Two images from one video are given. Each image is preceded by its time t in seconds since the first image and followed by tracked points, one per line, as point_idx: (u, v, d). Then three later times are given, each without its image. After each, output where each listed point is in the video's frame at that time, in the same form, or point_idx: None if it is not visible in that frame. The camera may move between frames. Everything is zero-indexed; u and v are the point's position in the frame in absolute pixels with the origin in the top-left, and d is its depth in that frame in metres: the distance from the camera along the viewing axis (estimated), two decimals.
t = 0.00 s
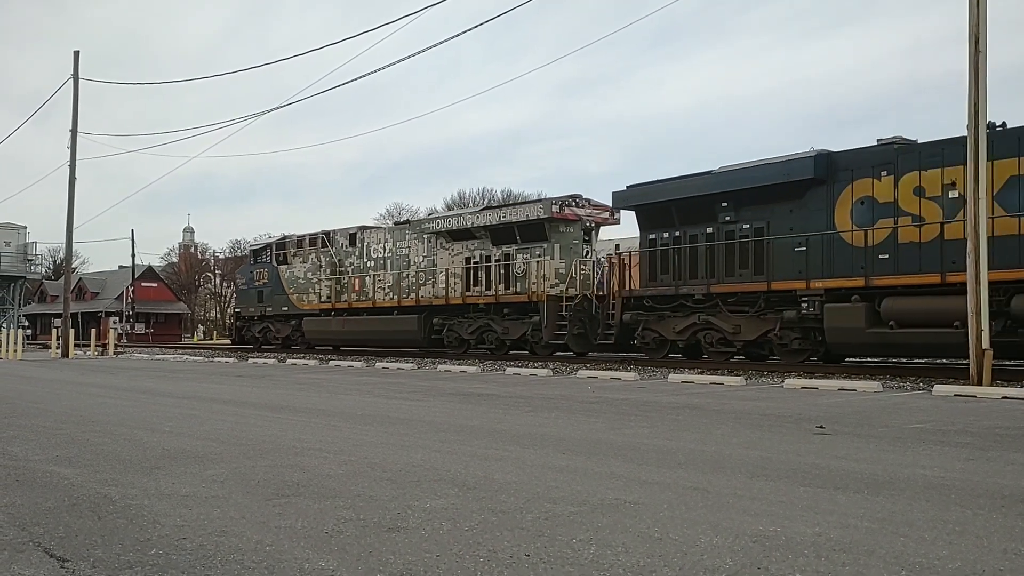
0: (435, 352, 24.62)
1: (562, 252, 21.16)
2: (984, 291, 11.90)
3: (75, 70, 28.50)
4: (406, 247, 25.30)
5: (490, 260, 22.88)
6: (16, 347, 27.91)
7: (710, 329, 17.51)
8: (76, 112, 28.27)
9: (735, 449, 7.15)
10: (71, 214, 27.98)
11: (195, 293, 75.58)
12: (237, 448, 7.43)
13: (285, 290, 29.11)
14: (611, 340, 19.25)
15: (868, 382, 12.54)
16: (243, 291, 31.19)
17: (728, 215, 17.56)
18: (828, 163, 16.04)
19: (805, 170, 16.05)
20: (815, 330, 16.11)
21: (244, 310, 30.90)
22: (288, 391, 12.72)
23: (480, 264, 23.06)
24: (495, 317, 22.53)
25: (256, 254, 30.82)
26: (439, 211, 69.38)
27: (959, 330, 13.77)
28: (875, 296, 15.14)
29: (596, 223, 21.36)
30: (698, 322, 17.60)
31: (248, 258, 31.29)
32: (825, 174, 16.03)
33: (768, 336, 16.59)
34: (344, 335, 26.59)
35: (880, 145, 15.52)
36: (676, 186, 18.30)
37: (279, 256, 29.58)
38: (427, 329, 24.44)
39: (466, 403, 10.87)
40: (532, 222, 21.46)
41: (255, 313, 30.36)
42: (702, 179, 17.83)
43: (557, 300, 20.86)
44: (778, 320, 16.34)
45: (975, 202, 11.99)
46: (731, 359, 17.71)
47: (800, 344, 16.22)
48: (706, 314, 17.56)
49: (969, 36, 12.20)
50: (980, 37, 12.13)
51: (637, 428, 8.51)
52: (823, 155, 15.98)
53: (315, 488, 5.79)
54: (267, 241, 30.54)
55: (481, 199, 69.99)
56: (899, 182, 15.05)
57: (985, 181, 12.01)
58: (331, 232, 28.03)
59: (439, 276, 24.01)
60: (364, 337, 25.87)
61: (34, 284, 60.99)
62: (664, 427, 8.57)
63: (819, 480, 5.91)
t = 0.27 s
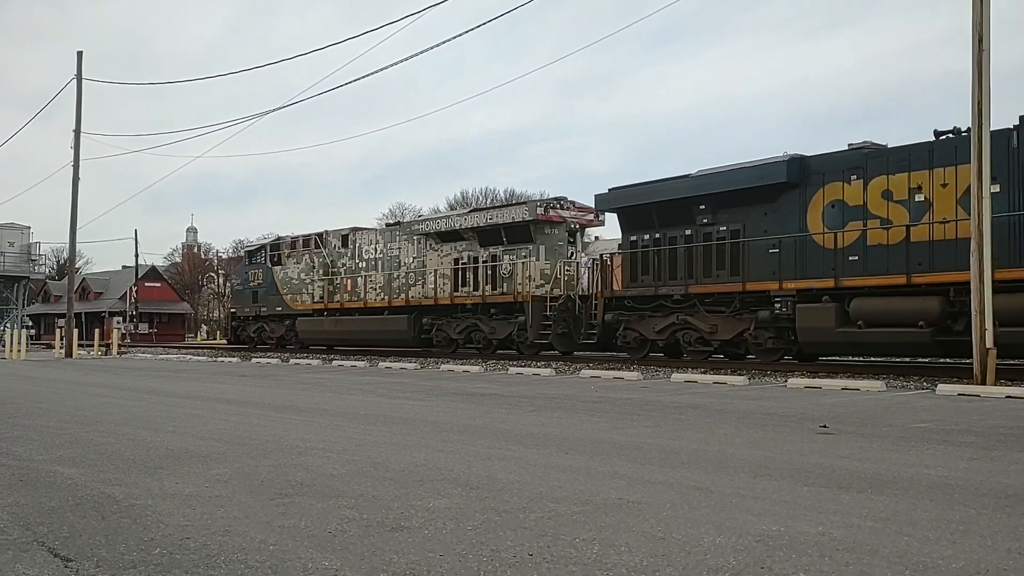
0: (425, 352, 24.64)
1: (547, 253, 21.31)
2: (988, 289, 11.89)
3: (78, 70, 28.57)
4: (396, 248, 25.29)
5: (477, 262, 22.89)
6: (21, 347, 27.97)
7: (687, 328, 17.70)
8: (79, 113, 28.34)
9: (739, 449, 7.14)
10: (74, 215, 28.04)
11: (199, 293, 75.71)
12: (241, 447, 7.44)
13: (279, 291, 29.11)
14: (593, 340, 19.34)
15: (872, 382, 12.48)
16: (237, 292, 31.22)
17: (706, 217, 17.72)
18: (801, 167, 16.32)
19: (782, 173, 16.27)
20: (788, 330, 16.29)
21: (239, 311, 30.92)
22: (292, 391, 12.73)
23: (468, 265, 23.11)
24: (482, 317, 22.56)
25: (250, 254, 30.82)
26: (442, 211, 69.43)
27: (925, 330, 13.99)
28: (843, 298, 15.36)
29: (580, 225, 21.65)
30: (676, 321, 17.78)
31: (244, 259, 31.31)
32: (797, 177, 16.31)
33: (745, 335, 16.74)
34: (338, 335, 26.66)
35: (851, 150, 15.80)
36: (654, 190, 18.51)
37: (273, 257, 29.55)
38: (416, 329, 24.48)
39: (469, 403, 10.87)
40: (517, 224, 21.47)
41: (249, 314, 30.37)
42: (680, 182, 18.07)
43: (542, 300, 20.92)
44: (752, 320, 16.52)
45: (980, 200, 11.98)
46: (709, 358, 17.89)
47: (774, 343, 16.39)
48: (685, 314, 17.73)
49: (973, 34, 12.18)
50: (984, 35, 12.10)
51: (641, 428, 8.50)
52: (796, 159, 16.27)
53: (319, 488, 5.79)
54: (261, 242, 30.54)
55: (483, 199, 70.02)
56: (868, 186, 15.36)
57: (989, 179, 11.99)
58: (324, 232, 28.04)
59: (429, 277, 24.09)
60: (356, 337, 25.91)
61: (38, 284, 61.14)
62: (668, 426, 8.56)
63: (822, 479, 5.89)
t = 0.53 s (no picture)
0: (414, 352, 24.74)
1: (532, 254, 21.41)
2: (991, 288, 11.88)
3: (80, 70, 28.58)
4: (386, 249, 25.44)
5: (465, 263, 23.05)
6: (23, 347, 27.99)
7: (665, 329, 17.91)
8: (82, 113, 28.36)
9: (741, 448, 7.14)
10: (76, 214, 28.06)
11: (201, 293, 75.78)
12: (244, 447, 7.44)
13: (272, 291, 29.15)
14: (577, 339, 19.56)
15: (875, 382, 12.43)
16: (232, 293, 31.27)
17: (684, 220, 17.96)
18: (775, 171, 16.61)
19: (756, 176, 16.56)
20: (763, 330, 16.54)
21: (234, 311, 30.99)
22: (294, 391, 12.73)
23: (456, 266, 23.23)
24: (469, 317, 22.65)
25: (245, 255, 30.90)
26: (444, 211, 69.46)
27: (890, 330, 14.31)
28: (813, 299, 15.62)
29: (565, 227, 21.74)
30: (655, 321, 17.97)
31: (238, 260, 31.35)
32: (772, 180, 16.61)
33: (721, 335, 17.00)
34: (330, 335, 26.70)
35: (823, 154, 16.12)
36: (633, 193, 18.73)
37: (266, 258, 29.62)
38: (405, 329, 24.57)
39: (472, 403, 10.85)
40: (504, 226, 21.71)
41: (244, 314, 30.43)
42: (659, 185, 18.33)
43: (527, 300, 20.96)
44: (727, 320, 16.76)
45: (982, 200, 11.97)
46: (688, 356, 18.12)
47: (748, 343, 16.62)
48: (663, 314, 17.94)
49: (976, 33, 12.17)
50: (987, 34, 12.09)
51: (643, 428, 8.50)
52: (770, 163, 16.57)
53: (321, 488, 5.79)
54: (255, 243, 30.63)
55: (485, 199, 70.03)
56: (839, 190, 15.66)
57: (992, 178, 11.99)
58: (317, 233, 28.15)
59: (418, 278, 24.14)
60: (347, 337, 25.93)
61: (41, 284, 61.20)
62: (670, 426, 8.55)
63: (824, 479, 5.89)
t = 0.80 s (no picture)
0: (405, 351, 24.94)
1: (519, 255, 21.49)
2: (996, 288, 11.85)
3: (85, 70, 28.64)
4: (379, 250, 25.79)
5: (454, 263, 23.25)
6: (28, 346, 28.08)
7: (646, 328, 18.23)
8: (86, 113, 28.42)
9: (745, 448, 7.13)
10: (81, 214, 28.13)
11: (205, 292, 75.94)
12: (248, 446, 7.46)
13: (268, 291, 29.46)
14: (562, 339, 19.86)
15: (879, 382, 12.37)
16: (228, 292, 31.60)
17: (665, 222, 18.29)
18: (752, 175, 16.86)
19: (733, 180, 16.82)
20: (739, 330, 16.90)
21: (230, 311, 31.33)
22: (298, 390, 12.76)
23: (446, 266, 23.49)
24: (458, 316, 22.86)
25: (242, 256, 31.27)
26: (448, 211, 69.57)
27: (860, 331, 14.63)
28: (787, 299, 15.93)
29: (552, 228, 21.86)
30: (637, 321, 18.30)
31: (235, 260, 31.69)
32: (748, 184, 16.84)
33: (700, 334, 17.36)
34: (323, 334, 26.90)
35: (798, 158, 16.36)
36: (616, 196, 19.12)
37: (263, 258, 30.02)
38: (395, 328, 24.76)
39: (475, 403, 10.85)
40: (491, 228, 21.87)
41: (240, 314, 30.76)
42: (640, 188, 18.62)
43: (514, 300, 21.12)
44: (705, 320, 17.11)
45: (987, 199, 11.94)
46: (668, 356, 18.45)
47: (726, 342, 16.97)
48: (644, 314, 18.25)
49: (980, 32, 12.14)
50: (991, 33, 12.06)
51: (647, 427, 8.50)
52: (747, 167, 16.79)
53: (326, 487, 5.80)
54: (252, 244, 31.04)
55: (487, 199, 70.07)
56: (812, 193, 15.92)
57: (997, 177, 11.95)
58: (313, 235, 28.55)
59: (409, 279, 24.42)
60: (339, 336, 26.16)
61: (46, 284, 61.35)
62: (674, 426, 8.55)
63: (828, 479, 5.88)
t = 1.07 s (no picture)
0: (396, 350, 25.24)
1: (506, 256, 21.88)
2: (999, 287, 11.84)
3: (88, 70, 28.64)
4: (370, 251, 26.05)
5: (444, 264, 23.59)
6: (31, 346, 28.13)
7: (628, 328, 18.57)
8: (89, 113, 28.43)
9: (748, 447, 7.13)
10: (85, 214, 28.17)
11: (208, 292, 75.99)
12: (251, 446, 7.46)
13: (262, 292, 29.65)
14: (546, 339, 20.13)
15: (882, 381, 12.33)
16: (223, 294, 31.75)
17: (646, 224, 18.65)
18: (729, 179, 17.31)
19: (710, 183, 17.25)
20: (717, 329, 17.26)
21: (225, 311, 31.47)
22: (301, 390, 12.75)
23: (435, 267, 23.78)
24: (446, 316, 23.18)
25: (236, 256, 31.43)
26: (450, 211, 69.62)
27: (831, 330, 15.11)
28: (761, 300, 16.41)
29: (537, 230, 22.23)
30: (618, 321, 18.60)
31: (229, 261, 31.83)
32: (725, 187, 17.28)
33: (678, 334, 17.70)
34: (316, 334, 27.15)
35: (773, 162, 16.85)
36: (599, 199, 19.53)
37: (257, 259, 30.15)
38: (387, 329, 25.03)
39: (478, 402, 10.85)
40: (478, 229, 22.33)
41: (234, 314, 30.91)
42: (622, 192, 19.00)
43: (501, 301, 21.49)
44: (683, 319, 17.46)
45: (991, 198, 11.92)
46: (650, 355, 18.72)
47: (704, 341, 17.32)
48: (626, 314, 18.59)
49: (983, 31, 12.12)
50: (994, 33, 12.04)
51: (650, 427, 8.50)
52: (724, 172, 17.25)
53: (329, 486, 5.81)
54: (246, 244, 31.17)
55: (489, 199, 70.10)
56: (786, 197, 16.41)
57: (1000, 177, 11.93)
58: (306, 236, 28.71)
59: (400, 280, 24.72)
60: (332, 336, 26.45)
61: (49, 284, 61.39)
62: (676, 426, 8.54)
63: (831, 479, 5.88)
